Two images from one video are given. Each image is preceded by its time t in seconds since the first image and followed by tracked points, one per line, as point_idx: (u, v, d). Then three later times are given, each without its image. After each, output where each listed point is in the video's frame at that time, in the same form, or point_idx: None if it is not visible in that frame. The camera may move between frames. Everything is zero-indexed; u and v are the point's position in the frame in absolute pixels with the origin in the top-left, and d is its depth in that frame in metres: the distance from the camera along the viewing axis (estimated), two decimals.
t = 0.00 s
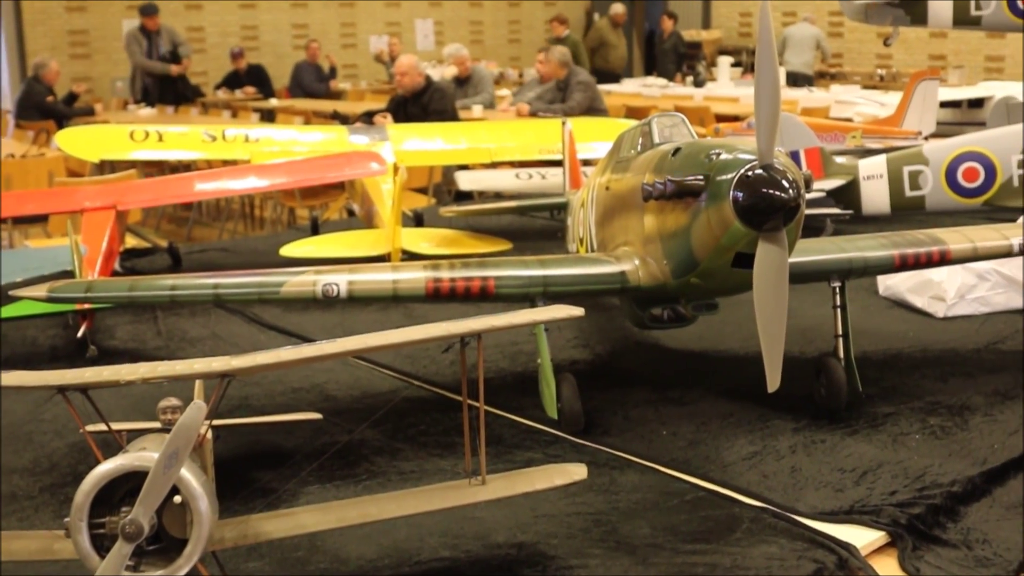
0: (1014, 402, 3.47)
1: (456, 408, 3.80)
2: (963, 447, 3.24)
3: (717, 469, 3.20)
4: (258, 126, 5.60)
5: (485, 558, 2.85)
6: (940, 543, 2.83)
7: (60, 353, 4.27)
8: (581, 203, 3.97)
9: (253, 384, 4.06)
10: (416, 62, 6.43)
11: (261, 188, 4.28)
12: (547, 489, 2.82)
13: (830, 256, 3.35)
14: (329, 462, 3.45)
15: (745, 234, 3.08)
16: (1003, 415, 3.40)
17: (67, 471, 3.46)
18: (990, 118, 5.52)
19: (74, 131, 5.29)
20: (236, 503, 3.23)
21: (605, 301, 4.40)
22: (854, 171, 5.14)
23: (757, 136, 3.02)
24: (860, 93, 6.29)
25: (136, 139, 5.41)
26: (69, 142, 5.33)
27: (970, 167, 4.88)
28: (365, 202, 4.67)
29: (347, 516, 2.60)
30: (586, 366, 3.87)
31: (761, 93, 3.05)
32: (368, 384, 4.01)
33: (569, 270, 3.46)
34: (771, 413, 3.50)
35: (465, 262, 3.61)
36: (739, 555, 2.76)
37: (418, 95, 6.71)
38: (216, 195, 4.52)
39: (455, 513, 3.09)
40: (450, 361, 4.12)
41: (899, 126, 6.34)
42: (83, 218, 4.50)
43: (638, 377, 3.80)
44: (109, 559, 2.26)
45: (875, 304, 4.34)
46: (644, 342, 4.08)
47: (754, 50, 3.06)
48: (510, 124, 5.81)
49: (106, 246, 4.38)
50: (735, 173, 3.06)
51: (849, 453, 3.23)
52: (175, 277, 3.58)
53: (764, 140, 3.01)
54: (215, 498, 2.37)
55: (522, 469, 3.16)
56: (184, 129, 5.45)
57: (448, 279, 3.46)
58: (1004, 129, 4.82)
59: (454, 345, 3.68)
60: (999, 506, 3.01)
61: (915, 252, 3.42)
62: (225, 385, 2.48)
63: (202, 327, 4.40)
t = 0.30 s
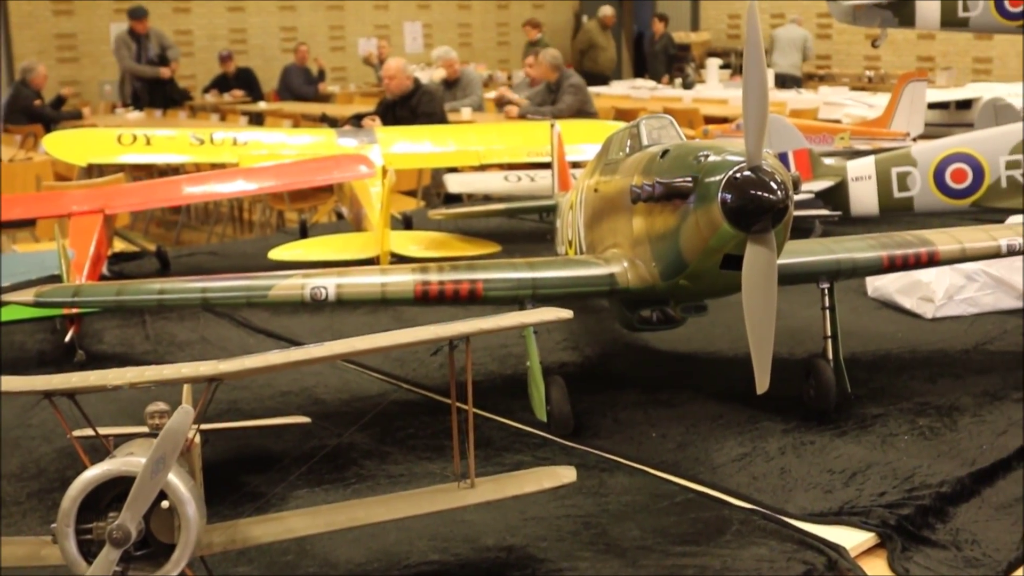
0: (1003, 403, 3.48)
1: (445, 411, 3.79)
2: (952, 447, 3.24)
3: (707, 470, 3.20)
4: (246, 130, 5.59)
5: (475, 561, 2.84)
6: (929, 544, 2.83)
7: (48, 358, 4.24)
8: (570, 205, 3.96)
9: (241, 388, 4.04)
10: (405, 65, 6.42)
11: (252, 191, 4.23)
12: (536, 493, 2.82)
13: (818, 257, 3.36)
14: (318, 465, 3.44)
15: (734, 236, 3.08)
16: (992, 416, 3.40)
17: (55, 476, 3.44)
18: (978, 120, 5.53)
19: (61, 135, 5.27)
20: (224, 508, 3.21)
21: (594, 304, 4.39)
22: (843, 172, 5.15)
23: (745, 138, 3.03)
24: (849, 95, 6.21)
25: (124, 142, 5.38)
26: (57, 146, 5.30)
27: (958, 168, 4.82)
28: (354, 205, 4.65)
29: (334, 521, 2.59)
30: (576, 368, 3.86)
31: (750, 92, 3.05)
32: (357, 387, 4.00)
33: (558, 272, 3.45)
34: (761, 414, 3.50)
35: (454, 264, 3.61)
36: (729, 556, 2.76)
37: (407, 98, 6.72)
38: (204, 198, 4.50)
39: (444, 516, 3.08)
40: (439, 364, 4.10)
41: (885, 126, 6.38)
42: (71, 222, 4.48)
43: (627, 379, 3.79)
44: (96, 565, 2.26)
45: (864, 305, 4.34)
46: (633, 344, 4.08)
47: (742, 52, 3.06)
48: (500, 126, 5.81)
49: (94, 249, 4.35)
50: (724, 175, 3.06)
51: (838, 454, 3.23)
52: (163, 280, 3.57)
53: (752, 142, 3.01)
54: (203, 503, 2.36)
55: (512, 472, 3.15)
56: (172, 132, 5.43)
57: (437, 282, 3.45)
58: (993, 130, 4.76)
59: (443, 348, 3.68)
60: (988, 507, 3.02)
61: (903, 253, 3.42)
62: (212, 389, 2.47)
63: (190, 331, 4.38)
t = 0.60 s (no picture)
0: (988, 403, 3.48)
1: (432, 414, 3.78)
2: (938, 448, 3.24)
3: (694, 473, 3.20)
4: (233, 132, 5.57)
5: (461, 565, 2.82)
6: (915, 545, 2.83)
7: (33, 362, 4.22)
8: (557, 207, 3.95)
9: (227, 392, 4.03)
10: (391, 67, 6.40)
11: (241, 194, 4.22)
12: (523, 495, 2.82)
13: (804, 258, 3.36)
14: (304, 469, 3.42)
15: (720, 238, 3.08)
16: (978, 417, 3.40)
17: (39, 481, 3.42)
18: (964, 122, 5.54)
19: (46, 137, 5.24)
20: (210, 512, 3.19)
21: (581, 306, 4.39)
22: (829, 174, 5.14)
23: (731, 140, 3.03)
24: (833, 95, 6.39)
25: (110, 144, 5.36)
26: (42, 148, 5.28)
27: (945, 169, 4.81)
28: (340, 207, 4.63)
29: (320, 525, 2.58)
30: (563, 370, 3.86)
31: (736, 93, 3.05)
32: (343, 390, 3.98)
33: (544, 274, 3.45)
34: (747, 416, 3.50)
35: (440, 267, 3.60)
36: (716, 559, 2.75)
37: (394, 100, 6.70)
38: (190, 200, 4.47)
39: (431, 520, 3.07)
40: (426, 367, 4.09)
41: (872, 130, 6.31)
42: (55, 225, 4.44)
43: (614, 380, 3.79)
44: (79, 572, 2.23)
45: (850, 306, 4.35)
46: (620, 346, 4.07)
47: (727, 55, 3.06)
48: (487, 128, 5.80)
49: (80, 252, 4.33)
50: (709, 177, 3.06)
51: (825, 456, 3.23)
52: (149, 283, 3.56)
53: (738, 144, 3.02)
54: (187, 508, 2.34)
55: (498, 475, 3.14)
56: (158, 134, 5.41)
57: (423, 285, 3.45)
58: (978, 131, 4.74)
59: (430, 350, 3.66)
60: (974, 508, 3.02)
61: (889, 255, 3.43)
62: (197, 394, 2.45)
63: (176, 335, 4.36)
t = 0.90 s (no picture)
0: (960, 404, 3.49)
1: (404, 417, 3.76)
2: (910, 449, 3.25)
3: (666, 475, 3.20)
4: (207, 133, 5.53)
5: (433, 569, 2.80)
6: (886, 547, 2.83)
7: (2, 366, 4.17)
8: (530, 209, 3.94)
9: (198, 395, 4.00)
10: (367, 67, 6.39)
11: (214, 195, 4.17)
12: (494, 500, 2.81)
13: (776, 261, 3.35)
14: (276, 473, 3.40)
15: (692, 240, 3.07)
16: (950, 418, 3.41)
17: (7, 486, 3.37)
18: (937, 124, 5.55)
19: (17, 139, 5.18)
20: (181, 517, 3.16)
21: (555, 308, 4.39)
22: (802, 176, 5.05)
23: (703, 142, 3.03)
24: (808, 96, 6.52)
25: (82, 146, 5.31)
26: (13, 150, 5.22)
27: (917, 171, 4.83)
28: (314, 209, 4.60)
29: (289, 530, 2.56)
30: (536, 372, 3.85)
31: (708, 96, 3.04)
32: (315, 393, 3.96)
33: (517, 277, 3.44)
34: (720, 418, 3.49)
35: (413, 270, 3.58)
36: (688, 562, 2.75)
37: (369, 100, 6.65)
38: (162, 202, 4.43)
39: (402, 524, 3.05)
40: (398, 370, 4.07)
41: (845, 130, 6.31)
42: (26, 227, 4.39)
43: (588, 383, 3.78)
44: None
45: (823, 307, 4.36)
46: (594, 348, 4.07)
47: (699, 56, 3.05)
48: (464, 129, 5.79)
49: (51, 254, 4.28)
50: (682, 180, 3.05)
51: (797, 458, 3.24)
52: (119, 286, 3.52)
53: (710, 146, 3.01)
54: (156, 515, 2.31)
55: (470, 479, 3.13)
56: (130, 136, 5.36)
57: (395, 288, 3.42)
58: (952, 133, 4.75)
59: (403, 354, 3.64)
60: (946, 509, 3.02)
61: (861, 257, 3.42)
62: (166, 399, 2.42)
63: (148, 338, 4.32)
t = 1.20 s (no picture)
0: (923, 407, 3.51)
1: (368, 421, 3.73)
2: (873, 452, 3.26)
3: (631, 479, 3.19)
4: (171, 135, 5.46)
5: None
6: (850, 551, 2.84)
7: None
8: (495, 212, 3.91)
9: (160, 401, 3.94)
10: (334, 68, 6.34)
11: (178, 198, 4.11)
12: (457, 506, 2.78)
13: (741, 264, 3.36)
14: (239, 479, 3.36)
15: (657, 245, 3.07)
16: (913, 421, 3.42)
17: None
18: (902, 127, 5.59)
19: None
20: (141, 524, 3.11)
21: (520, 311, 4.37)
22: (767, 178, 5.08)
23: (667, 146, 3.03)
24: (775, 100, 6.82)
25: (44, 147, 5.24)
26: None
27: (882, 175, 4.85)
28: (279, 212, 4.55)
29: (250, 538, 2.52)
30: (501, 376, 3.83)
31: (672, 100, 3.04)
32: (278, 398, 3.91)
33: (482, 280, 3.42)
34: (685, 421, 3.49)
35: (377, 273, 3.56)
36: (652, 567, 2.74)
37: (335, 102, 6.61)
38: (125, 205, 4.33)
39: (366, 530, 3.02)
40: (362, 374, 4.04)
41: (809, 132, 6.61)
42: None
43: (553, 387, 3.76)
44: None
45: (788, 310, 4.37)
46: (560, 352, 4.06)
47: (663, 61, 3.04)
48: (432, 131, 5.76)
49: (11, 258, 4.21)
50: (646, 184, 3.05)
51: (761, 461, 3.24)
52: (79, 291, 3.47)
53: (674, 151, 3.01)
54: (114, 524, 2.28)
55: (434, 484, 3.10)
56: (93, 137, 5.29)
57: (359, 292, 3.39)
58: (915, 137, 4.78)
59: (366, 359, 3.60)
60: (909, 512, 3.03)
61: (825, 260, 3.42)
62: (125, 406, 2.37)
63: (111, 342, 4.25)
